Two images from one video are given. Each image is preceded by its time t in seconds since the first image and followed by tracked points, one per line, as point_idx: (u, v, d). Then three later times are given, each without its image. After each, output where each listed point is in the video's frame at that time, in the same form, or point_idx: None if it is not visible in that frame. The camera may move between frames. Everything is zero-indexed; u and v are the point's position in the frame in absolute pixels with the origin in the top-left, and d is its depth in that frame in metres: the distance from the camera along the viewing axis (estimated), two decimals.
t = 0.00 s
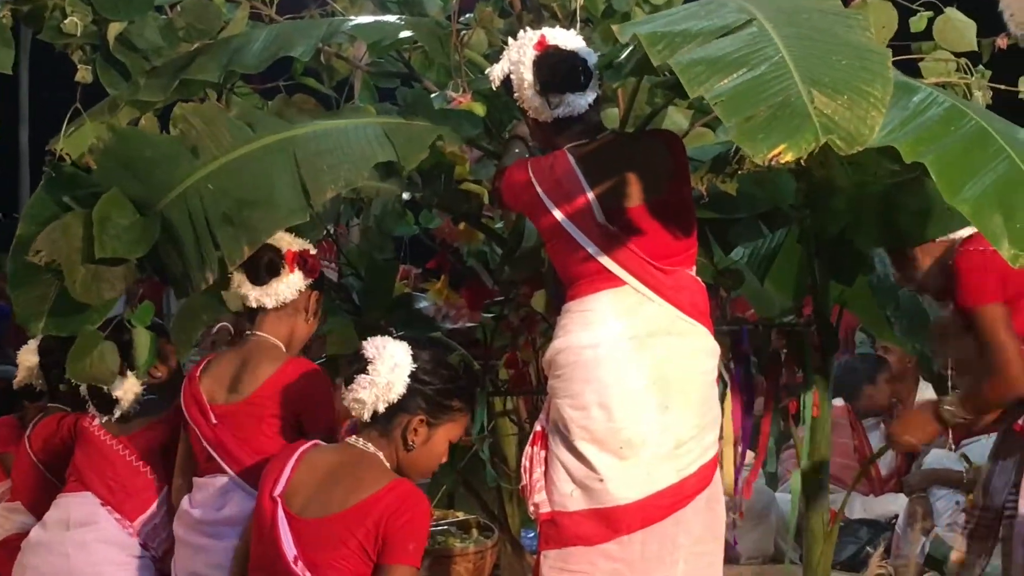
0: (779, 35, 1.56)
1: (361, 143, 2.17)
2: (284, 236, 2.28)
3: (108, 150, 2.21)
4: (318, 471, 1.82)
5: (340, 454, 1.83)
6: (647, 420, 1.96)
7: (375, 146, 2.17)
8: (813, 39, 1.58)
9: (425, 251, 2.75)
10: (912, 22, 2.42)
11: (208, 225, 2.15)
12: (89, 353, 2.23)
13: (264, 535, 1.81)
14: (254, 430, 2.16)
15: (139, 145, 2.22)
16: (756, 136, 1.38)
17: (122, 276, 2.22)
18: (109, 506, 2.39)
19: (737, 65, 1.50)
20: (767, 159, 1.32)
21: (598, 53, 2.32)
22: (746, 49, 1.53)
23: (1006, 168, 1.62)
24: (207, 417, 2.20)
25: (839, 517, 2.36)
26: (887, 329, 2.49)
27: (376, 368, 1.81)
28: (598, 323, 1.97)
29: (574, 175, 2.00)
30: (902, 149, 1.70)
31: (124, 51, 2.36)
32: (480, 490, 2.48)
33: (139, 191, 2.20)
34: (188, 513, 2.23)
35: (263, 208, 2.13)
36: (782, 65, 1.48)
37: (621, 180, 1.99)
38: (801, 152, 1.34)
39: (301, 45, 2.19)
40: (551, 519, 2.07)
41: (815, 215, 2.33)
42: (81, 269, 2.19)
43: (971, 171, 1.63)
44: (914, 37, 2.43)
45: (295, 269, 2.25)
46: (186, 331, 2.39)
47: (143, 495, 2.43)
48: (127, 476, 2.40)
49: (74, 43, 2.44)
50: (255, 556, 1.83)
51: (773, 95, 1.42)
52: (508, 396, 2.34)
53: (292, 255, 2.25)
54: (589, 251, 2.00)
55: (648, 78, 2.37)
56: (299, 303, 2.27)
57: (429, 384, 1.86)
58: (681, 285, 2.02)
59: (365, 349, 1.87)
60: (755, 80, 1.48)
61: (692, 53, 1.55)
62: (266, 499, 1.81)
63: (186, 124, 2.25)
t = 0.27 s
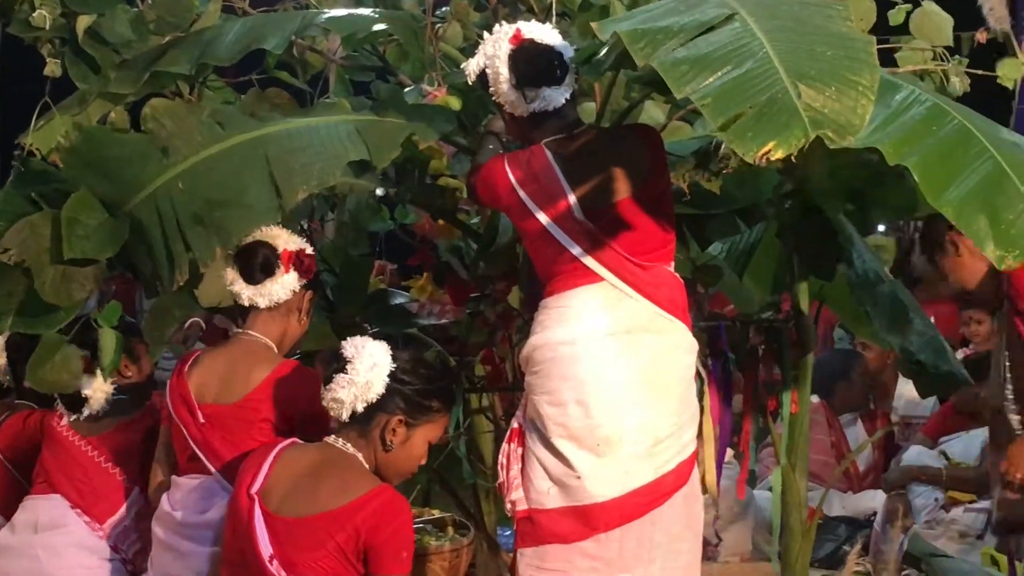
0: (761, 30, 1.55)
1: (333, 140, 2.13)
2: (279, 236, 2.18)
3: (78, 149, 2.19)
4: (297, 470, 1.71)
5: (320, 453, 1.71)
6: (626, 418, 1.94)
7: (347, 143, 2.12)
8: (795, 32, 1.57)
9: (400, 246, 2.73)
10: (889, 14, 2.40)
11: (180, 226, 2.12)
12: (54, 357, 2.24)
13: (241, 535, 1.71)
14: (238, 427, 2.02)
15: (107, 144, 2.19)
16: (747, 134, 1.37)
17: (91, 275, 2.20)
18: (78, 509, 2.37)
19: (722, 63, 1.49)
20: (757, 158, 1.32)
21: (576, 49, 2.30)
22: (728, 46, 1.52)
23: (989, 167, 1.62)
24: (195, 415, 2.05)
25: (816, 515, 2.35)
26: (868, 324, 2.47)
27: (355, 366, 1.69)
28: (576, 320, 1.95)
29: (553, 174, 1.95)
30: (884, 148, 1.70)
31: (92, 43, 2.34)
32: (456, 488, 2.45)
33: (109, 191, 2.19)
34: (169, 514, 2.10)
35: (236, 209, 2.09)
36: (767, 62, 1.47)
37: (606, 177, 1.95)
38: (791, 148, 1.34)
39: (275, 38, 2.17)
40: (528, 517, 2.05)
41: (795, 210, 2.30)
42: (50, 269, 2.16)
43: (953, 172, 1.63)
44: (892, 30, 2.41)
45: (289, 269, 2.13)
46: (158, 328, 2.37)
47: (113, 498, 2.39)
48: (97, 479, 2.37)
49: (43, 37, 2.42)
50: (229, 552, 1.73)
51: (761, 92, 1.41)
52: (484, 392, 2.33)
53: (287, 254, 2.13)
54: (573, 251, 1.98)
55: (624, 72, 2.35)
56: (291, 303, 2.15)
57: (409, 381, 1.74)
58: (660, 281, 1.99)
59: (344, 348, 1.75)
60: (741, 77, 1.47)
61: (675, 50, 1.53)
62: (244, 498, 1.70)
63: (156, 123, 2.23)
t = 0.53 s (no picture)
0: (729, 24, 1.55)
1: (295, 135, 2.08)
2: (246, 228, 2.10)
3: (37, 139, 2.18)
4: (255, 465, 1.66)
5: (278, 448, 1.67)
6: (592, 413, 1.92)
7: (309, 138, 2.08)
8: (762, 25, 1.57)
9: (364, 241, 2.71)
10: (852, 8, 2.40)
11: (141, 220, 2.11)
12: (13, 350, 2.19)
13: (199, 531, 1.66)
14: (199, 426, 1.96)
15: (68, 136, 2.17)
16: (712, 131, 1.39)
17: (50, 268, 2.20)
18: (36, 509, 2.34)
19: (688, 59, 1.49)
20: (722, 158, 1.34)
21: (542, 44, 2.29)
22: (694, 41, 1.52)
23: (954, 162, 1.66)
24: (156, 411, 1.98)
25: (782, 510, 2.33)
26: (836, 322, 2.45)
27: (308, 357, 1.68)
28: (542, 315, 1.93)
29: (519, 168, 1.95)
30: (849, 144, 1.74)
31: (51, 35, 2.34)
32: (420, 484, 2.43)
33: (68, 181, 2.18)
34: (129, 510, 2.04)
35: (196, 201, 2.07)
36: (733, 59, 1.47)
37: (574, 172, 1.95)
38: (756, 146, 1.36)
39: (235, 31, 2.14)
40: (493, 512, 2.03)
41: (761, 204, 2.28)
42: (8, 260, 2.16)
43: (918, 169, 1.67)
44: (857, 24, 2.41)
45: (255, 265, 2.05)
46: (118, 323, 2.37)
47: (70, 496, 2.36)
48: (54, 481, 2.33)
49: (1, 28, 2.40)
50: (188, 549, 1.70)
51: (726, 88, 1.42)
52: (448, 387, 2.32)
53: (254, 247, 2.05)
54: (540, 246, 1.97)
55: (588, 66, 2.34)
56: (257, 297, 2.06)
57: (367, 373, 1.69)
58: (625, 276, 1.98)
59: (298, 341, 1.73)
60: (707, 73, 1.47)
61: (643, 45, 1.53)
62: (199, 495, 1.66)
63: (118, 115, 2.18)
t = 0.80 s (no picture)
0: (688, 15, 1.54)
1: (248, 126, 2.02)
2: (190, 224, 2.06)
3: None
4: (189, 459, 1.67)
5: (211, 440, 1.67)
6: (549, 405, 1.91)
7: (263, 130, 2.01)
8: (722, 15, 1.57)
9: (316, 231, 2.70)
10: None
11: (90, 214, 2.02)
12: None
13: (137, 528, 1.68)
14: (132, 419, 1.95)
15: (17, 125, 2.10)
16: (671, 120, 1.40)
17: None
18: None
19: (648, 47, 1.49)
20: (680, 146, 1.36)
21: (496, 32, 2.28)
22: (652, 30, 1.52)
23: (904, 149, 1.76)
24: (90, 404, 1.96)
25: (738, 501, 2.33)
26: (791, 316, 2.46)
27: (242, 346, 1.68)
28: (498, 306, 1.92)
29: (474, 156, 1.92)
30: (802, 129, 1.78)
31: None
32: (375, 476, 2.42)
33: (19, 172, 2.14)
34: (64, 505, 2.02)
35: (146, 194, 1.99)
36: (692, 48, 1.48)
37: (534, 161, 1.92)
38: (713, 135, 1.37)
39: (186, 18, 2.08)
40: (448, 504, 2.02)
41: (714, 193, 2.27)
42: None
43: (870, 154, 1.76)
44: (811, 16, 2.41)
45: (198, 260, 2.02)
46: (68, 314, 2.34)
47: (17, 489, 2.32)
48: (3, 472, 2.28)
49: None
50: (127, 547, 1.71)
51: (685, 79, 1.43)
52: (402, 378, 2.31)
53: (197, 244, 2.02)
54: (495, 237, 1.95)
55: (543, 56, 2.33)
56: (200, 292, 2.03)
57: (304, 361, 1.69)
58: (582, 267, 1.97)
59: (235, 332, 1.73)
60: (666, 61, 1.47)
61: (599, 33, 1.53)
62: (136, 492, 1.68)
63: (67, 106, 2.20)
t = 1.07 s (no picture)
0: (641, 1, 1.57)
1: (208, 93, 2.06)
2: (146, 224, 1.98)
3: None
4: (126, 452, 1.66)
5: (148, 430, 1.66)
6: (501, 391, 1.89)
7: (224, 97, 2.05)
8: None
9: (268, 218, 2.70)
10: None
11: (49, 176, 1.99)
12: None
13: (77, 524, 1.68)
14: (69, 405, 1.93)
15: None
16: (630, 107, 1.43)
17: None
18: None
19: (605, 35, 1.52)
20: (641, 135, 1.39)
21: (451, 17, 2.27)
22: (609, 18, 1.54)
23: (853, 138, 1.73)
24: (26, 388, 1.95)
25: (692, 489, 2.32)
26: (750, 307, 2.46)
27: (178, 333, 1.66)
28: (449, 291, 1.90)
29: (435, 143, 1.89)
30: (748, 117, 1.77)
31: None
32: (330, 464, 2.40)
33: None
34: None
35: (106, 155, 1.98)
36: (649, 34, 1.50)
37: (490, 148, 1.90)
38: (673, 124, 1.40)
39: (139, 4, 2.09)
40: (402, 492, 1.99)
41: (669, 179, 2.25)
42: None
43: (818, 143, 1.73)
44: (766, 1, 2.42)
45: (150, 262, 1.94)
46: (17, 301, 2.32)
47: None
48: None
49: None
50: (70, 542, 1.71)
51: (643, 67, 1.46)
52: (355, 366, 2.29)
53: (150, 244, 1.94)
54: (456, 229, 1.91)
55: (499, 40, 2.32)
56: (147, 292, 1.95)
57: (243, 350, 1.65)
58: (536, 253, 1.95)
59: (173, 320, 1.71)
60: (625, 49, 1.50)
61: (557, 22, 1.55)
62: (75, 489, 1.68)
63: (30, 75, 2.14)
